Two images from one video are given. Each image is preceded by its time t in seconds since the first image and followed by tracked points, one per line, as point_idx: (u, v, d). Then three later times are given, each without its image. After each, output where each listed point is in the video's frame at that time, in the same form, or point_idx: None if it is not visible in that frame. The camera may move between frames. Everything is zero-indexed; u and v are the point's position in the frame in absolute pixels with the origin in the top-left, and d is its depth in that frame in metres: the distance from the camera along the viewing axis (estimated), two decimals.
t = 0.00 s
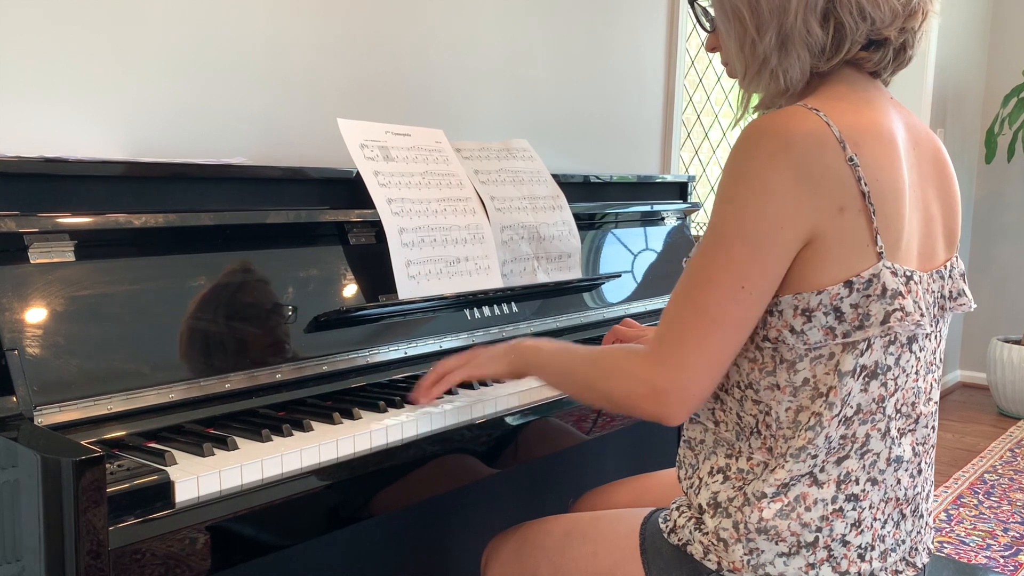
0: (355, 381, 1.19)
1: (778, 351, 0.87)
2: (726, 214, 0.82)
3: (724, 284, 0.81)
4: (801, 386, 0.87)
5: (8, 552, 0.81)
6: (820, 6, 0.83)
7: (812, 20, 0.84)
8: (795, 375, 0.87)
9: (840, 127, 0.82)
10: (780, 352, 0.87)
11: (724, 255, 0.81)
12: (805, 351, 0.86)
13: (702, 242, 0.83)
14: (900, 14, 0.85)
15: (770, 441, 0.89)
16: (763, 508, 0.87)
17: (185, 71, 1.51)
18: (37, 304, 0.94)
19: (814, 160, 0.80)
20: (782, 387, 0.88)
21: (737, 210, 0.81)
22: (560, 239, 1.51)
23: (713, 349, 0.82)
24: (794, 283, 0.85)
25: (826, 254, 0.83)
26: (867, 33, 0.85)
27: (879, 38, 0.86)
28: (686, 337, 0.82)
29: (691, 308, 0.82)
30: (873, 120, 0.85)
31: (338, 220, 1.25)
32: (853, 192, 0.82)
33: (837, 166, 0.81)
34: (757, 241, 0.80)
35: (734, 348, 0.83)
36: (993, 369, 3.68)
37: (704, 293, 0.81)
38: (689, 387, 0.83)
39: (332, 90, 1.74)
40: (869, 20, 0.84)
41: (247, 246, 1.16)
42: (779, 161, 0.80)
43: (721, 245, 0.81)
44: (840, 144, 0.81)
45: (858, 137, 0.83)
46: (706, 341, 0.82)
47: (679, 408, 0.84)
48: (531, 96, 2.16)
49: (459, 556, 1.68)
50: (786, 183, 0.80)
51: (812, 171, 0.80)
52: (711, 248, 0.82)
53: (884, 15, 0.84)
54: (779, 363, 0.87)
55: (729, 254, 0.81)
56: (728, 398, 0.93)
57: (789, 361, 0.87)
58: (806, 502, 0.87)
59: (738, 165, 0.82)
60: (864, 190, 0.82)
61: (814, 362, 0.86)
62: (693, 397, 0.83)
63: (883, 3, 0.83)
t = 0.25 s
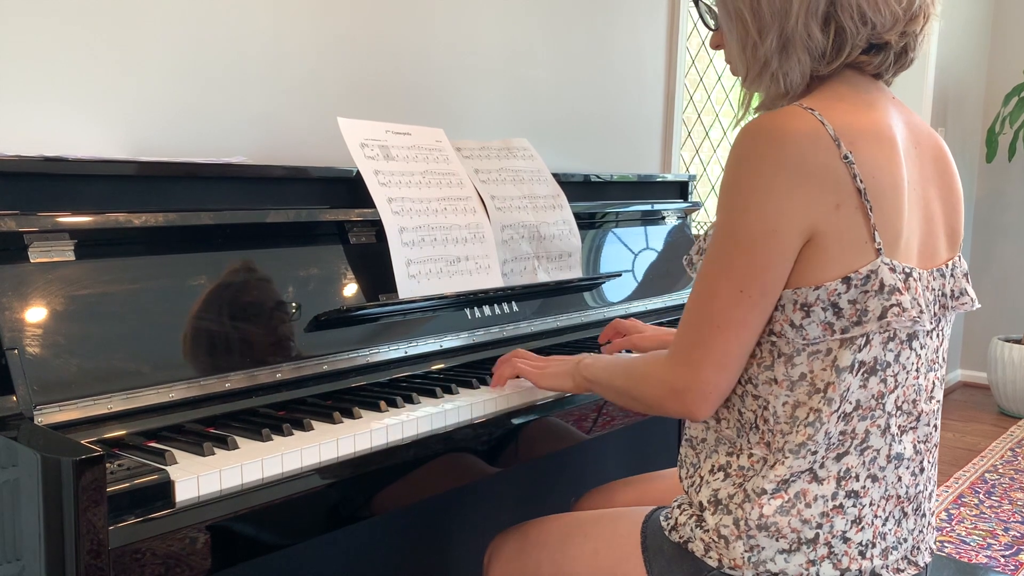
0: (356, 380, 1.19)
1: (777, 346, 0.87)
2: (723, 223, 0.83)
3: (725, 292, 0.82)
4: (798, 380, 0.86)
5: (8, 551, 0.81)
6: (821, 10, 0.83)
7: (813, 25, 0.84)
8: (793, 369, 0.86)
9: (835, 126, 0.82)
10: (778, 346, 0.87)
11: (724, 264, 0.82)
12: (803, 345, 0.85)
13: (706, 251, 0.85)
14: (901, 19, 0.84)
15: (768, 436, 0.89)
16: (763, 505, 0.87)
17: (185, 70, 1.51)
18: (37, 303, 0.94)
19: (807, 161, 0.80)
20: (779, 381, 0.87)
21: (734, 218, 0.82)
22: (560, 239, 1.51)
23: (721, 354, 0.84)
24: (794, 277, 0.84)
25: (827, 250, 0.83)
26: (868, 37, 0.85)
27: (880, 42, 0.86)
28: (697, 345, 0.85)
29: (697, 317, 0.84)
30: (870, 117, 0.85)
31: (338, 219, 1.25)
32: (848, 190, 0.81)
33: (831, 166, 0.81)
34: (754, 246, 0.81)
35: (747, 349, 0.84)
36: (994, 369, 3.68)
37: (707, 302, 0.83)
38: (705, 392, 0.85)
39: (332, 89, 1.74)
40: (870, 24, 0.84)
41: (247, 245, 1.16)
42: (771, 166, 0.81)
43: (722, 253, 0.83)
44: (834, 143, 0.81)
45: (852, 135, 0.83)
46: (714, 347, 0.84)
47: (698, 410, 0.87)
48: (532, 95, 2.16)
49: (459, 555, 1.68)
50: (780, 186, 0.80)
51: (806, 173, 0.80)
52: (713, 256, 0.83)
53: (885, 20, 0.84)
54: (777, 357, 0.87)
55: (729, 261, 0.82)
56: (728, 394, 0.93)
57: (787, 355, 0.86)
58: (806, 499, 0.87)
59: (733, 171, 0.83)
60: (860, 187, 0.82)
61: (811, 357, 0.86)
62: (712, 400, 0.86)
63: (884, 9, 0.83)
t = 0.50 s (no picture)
0: (356, 380, 1.19)
1: (777, 343, 0.87)
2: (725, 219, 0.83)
3: (729, 288, 0.82)
4: (798, 377, 0.86)
5: (8, 550, 0.81)
6: (836, 6, 0.83)
7: (828, 20, 0.83)
8: (793, 366, 0.86)
9: (837, 122, 0.82)
10: (779, 342, 0.86)
11: (728, 260, 0.82)
12: (804, 342, 0.85)
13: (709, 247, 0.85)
14: (912, 22, 0.84)
15: (767, 433, 0.89)
16: (764, 502, 0.87)
17: (185, 69, 1.51)
18: (37, 302, 0.94)
19: (809, 157, 0.80)
20: (779, 378, 0.87)
21: (737, 214, 0.82)
22: (561, 238, 1.51)
23: (726, 350, 0.84)
24: (795, 274, 0.84)
25: (828, 247, 0.82)
26: (879, 37, 0.84)
27: (889, 43, 0.85)
28: (702, 341, 0.84)
29: (702, 313, 0.84)
30: (871, 115, 0.85)
31: (338, 218, 1.25)
32: (850, 187, 0.81)
33: (833, 163, 0.81)
34: (758, 242, 0.81)
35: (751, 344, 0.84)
36: (994, 368, 3.68)
37: (711, 298, 0.83)
38: (710, 387, 0.85)
39: (332, 88, 1.74)
40: (882, 24, 0.83)
41: (247, 245, 1.16)
42: (774, 162, 0.80)
43: (726, 249, 0.82)
44: (835, 139, 0.81)
45: (854, 132, 0.83)
46: (719, 342, 0.84)
47: (705, 406, 0.87)
48: (532, 94, 2.16)
49: (460, 554, 1.68)
50: (782, 182, 0.80)
51: (808, 169, 0.80)
52: (717, 252, 0.83)
53: (898, 21, 0.83)
54: (777, 354, 0.87)
55: (733, 257, 0.82)
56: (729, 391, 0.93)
57: (787, 352, 0.86)
58: (806, 496, 0.87)
59: (735, 167, 0.83)
60: (862, 184, 0.82)
61: (811, 355, 0.85)
62: (717, 396, 0.86)
63: (899, 10, 0.83)
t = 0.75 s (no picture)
0: (357, 379, 1.19)
1: (778, 344, 0.87)
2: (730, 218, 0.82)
3: (735, 287, 0.82)
4: (800, 379, 0.86)
5: (8, 550, 0.81)
6: (837, 2, 0.83)
7: (829, 16, 0.83)
8: (793, 368, 0.86)
9: (840, 121, 0.82)
10: (780, 344, 0.87)
11: (734, 259, 0.82)
12: (805, 344, 0.85)
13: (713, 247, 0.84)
14: (912, 18, 0.84)
15: (768, 434, 0.89)
16: (764, 502, 0.87)
17: (185, 68, 1.51)
18: (37, 301, 0.94)
19: (813, 155, 0.80)
20: (780, 379, 0.87)
21: (742, 212, 0.81)
22: (561, 238, 1.51)
23: (731, 349, 0.83)
24: (798, 276, 0.84)
25: (829, 247, 0.82)
26: (879, 33, 0.84)
27: (890, 39, 0.85)
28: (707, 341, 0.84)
29: (707, 313, 0.84)
30: (872, 115, 0.85)
31: (338, 218, 1.25)
32: (853, 187, 0.81)
33: (837, 162, 0.81)
34: (762, 240, 0.80)
35: (757, 345, 0.83)
36: (995, 368, 3.67)
37: (717, 298, 0.83)
38: (715, 388, 0.85)
39: (332, 87, 1.74)
40: (883, 20, 0.84)
41: (247, 244, 1.16)
42: (778, 160, 0.80)
43: (731, 248, 0.82)
44: (839, 138, 0.81)
45: (857, 131, 0.82)
46: (724, 342, 0.83)
47: (710, 408, 0.86)
48: (533, 94, 2.16)
49: (460, 554, 1.68)
50: (786, 180, 0.80)
51: (812, 167, 0.80)
52: (722, 251, 0.83)
53: (897, 17, 0.84)
54: (778, 356, 0.87)
55: (738, 256, 0.81)
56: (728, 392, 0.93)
57: (788, 354, 0.86)
58: (806, 497, 0.87)
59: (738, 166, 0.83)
60: (863, 183, 0.82)
61: (812, 356, 0.85)
62: (723, 397, 0.85)
63: (898, 6, 0.83)
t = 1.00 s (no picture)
0: (356, 379, 1.19)
1: (778, 348, 0.86)
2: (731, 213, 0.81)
3: (732, 282, 0.80)
4: (800, 382, 0.86)
5: (8, 550, 0.81)
6: None
7: (834, 8, 0.83)
8: (794, 371, 0.86)
9: (843, 121, 0.82)
10: (779, 348, 0.86)
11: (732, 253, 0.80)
12: (804, 347, 0.85)
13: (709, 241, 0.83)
14: (912, 10, 0.85)
15: (769, 437, 0.89)
16: (765, 505, 0.87)
17: (185, 68, 1.51)
18: (37, 300, 0.94)
19: (817, 154, 0.80)
20: (780, 383, 0.87)
21: (744, 207, 0.80)
22: (561, 237, 1.51)
23: (723, 347, 0.81)
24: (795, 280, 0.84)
25: (828, 250, 0.82)
26: (882, 25, 0.84)
27: (891, 32, 0.86)
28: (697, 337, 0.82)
29: (699, 308, 0.81)
30: (874, 115, 0.85)
31: (339, 217, 1.25)
32: (855, 189, 0.81)
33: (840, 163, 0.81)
34: (763, 237, 0.79)
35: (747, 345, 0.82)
36: (996, 367, 3.67)
37: (711, 292, 0.81)
38: (700, 387, 0.83)
39: (332, 87, 1.74)
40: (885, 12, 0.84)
41: (247, 244, 1.16)
42: (784, 157, 0.80)
43: (729, 242, 0.80)
44: (842, 139, 0.81)
45: (859, 132, 0.82)
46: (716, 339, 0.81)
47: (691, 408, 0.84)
48: (533, 93, 2.15)
49: (460, 554, 1.68)
50: (790, 177, 0.79)
51: (816, 166, 0.80)
52: (719, 245, 0.81)
53: (899, 9, 0.84)
54: (778, 360, 0.87)
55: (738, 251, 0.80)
56: (727, 395, 0.93)
57: (788, 358, 0.86)
58: (807, 499, 0.87)
59: (743, 161, 0.82)
60: (865, 185, 0.81)
61: (813, 359, 0.85)
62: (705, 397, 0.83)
63: None
